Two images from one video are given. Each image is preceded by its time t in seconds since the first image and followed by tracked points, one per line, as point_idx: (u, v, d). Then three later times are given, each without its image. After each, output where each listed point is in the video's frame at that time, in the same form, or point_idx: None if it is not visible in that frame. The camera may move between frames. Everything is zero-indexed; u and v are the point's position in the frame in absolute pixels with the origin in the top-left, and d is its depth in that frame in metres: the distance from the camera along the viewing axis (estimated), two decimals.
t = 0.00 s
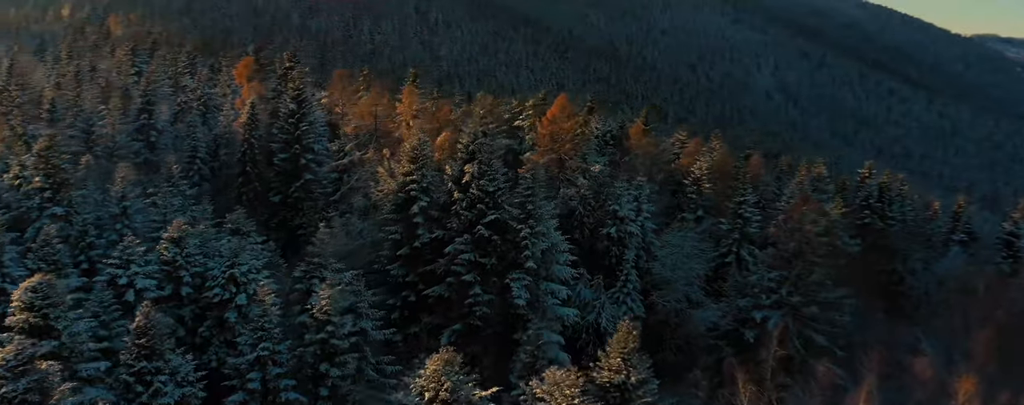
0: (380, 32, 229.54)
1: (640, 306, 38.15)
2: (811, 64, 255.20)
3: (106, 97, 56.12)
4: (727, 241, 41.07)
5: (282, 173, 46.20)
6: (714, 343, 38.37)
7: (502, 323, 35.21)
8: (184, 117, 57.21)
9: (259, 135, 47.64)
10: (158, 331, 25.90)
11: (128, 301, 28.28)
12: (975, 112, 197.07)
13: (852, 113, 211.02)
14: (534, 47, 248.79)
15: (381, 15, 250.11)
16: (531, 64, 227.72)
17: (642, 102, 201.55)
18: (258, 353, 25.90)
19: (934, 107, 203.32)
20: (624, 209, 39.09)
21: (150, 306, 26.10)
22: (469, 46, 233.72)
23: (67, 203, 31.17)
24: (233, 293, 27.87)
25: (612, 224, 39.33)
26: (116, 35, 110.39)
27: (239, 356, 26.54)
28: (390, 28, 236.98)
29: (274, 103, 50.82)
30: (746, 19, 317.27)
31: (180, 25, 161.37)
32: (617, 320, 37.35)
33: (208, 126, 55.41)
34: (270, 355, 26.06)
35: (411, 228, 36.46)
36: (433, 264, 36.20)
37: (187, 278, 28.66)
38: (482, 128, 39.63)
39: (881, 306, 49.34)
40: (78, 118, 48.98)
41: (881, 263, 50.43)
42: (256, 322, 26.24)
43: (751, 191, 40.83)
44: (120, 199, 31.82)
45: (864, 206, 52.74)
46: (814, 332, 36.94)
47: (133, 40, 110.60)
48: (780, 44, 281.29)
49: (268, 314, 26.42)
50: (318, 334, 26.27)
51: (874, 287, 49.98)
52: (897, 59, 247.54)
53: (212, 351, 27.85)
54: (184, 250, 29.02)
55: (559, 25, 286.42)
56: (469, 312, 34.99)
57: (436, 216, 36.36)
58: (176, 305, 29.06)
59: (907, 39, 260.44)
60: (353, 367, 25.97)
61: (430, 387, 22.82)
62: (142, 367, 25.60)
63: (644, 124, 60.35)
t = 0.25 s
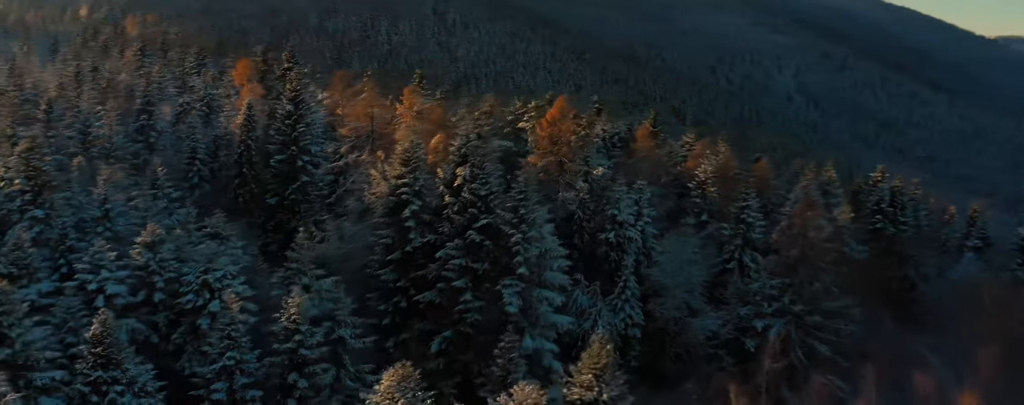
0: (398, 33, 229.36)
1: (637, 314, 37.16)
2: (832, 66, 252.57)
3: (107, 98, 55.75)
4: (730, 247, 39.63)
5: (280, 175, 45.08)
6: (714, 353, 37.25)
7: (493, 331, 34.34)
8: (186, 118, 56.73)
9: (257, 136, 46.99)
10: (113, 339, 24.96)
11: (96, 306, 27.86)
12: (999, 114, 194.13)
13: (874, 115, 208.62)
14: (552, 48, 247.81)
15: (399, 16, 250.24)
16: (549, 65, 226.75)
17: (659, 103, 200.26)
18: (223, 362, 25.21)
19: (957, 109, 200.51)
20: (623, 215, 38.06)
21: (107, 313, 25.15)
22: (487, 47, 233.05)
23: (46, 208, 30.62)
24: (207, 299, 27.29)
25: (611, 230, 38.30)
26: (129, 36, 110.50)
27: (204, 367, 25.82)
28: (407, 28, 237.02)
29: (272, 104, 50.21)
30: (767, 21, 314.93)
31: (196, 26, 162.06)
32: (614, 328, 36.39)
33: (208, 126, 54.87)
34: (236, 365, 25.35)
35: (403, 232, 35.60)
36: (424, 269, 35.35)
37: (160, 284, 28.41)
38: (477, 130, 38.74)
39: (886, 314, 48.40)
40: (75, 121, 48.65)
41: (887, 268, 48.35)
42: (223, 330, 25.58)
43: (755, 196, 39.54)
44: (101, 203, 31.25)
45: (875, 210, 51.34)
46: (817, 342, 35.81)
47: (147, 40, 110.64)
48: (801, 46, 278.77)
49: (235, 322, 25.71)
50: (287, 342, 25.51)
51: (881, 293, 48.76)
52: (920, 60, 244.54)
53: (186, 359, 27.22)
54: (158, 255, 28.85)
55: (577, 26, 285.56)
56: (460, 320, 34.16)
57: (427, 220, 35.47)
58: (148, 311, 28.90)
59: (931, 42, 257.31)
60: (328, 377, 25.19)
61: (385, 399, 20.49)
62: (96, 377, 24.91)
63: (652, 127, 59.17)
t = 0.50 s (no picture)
0: (416, 34, 229.08)
1: (637, 321, 36.25)
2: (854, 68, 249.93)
3: (109, 99, 55.44)
4: (732, 253, 38.50)
5: (276, 177, 44.35)
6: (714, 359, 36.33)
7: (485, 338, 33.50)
8: (188, 119, 56.33)
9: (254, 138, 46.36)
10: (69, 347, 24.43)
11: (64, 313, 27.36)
12: None
13: (896, 118, 206.07)
14: (570, 49, 246.71)
15: (418, 16, 250.16)
16: (567, 66, 225.71)
17: (677, 104, 198.79)
18: (189, 372, 24.48)
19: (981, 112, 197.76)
20: (621, 219, 37.09)
21: (57, 321, 24.43)
22: (505, 49, 232.40)
23: (25, 209, 30.08)
24: (180, 306, 27.52)
25: (609, 235, 37.34)
26: (144, 37, 110.64)
27: (168, 376, 25.14)
28: (426, 28, 236.90)
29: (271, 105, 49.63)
30: (789, 22, 312.32)
31: (213, 26, 162.65)
32: (610, 335, 35.47)
33: (209, 127, 54.42)
34: (202, 375, 24.61)
35: (394, 236, 34.78)
36: (415, 274, 34.59)
37: (132, 289, 28.30)
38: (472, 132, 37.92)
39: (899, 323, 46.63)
40: (73, 122, 48.32)
41: (897, 278, 47.44)
42: (186, 338, 24.92)
43: (758, 201, 38.43)
44: (82, 206, 30.75)
45: (887, 215, 50.02)
46: (820, 351, 34.66)
47: (161, 41, 110.74)
48: (822, 48, 276.15)
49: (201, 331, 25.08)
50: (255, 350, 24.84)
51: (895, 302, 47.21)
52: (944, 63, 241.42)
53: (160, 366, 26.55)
54: (130, 259, 28.68)
55: (597, 27, 284.35)
56: (451, 327, 33.35)
57: (419, 224, 34.64)
58: (121, 317, 28.67)
59: (955, 43, 254.05)
60: (301, 387, 24.56)
61: None
62: (49, 385, 24.13)
63: (660, 128, 58.03)
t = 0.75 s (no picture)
0: (434, 34, 228.73)
1: (633, 329, 35.23)
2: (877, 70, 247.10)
3: (110, 100, 55.10)
4: (734, 259, 37.42)
5: (272, 178, 43.76)
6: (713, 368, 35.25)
7: (475, 346, 32.70)
8: (190, 119, 55.87)
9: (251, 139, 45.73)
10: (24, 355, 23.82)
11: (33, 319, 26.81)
12: None
13: (919, 121, 203.42)
14: (589, 50, 245.52)
15: (436, 17, 249.91)
16: (585, 67, 224.57)
17: (696, 106, 197.25)
18: (150, 381, 23.91)
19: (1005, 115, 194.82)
20: (619, 224, 36.12)
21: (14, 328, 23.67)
22: (524, 51, 231.67)
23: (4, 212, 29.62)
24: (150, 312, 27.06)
25: (607, 240, 36.36)
26: (159, 37, 110.76)
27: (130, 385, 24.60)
28: (444, 29, 236.57)
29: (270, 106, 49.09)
30: (811, 23, 309.41)
31: (231, 26, 163.03)
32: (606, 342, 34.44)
33: (210, 128, 53.89)
34: (165, 384, 24.06)
35: (384, 240, 33.96)
36: (405, 280, 33.76)
37: (103, 294, 27.84)
38: (466, 134, 37.04)
39: (909, 332, 45.41)
40: (71, 123, 47.98)
41: (907, 286, 46.40)
42: (148, 348, 24.63)
43: (761, 206, 37.37)
44: (65, 210, 30.71)
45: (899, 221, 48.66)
46: (822, 361, 33.57)
47: (175, 41, 110.85)
48: (845, 49, 273.31)
49: (164, 338, 24.81)
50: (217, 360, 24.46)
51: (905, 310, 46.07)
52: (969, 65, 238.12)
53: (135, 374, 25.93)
54: (103, 264, 28.24)
55: (616, 28, 282.99)
56: (441, 334, 32.56)
57: (409, 228, 33.82)
58: (92, 323, 28.22)
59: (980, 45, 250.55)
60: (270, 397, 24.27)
61: None
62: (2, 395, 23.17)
63: (670, 131, 57.00)
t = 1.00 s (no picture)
0: (451, 34, 228.26)
1: (629, 336, 34.21)
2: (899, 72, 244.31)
3: (111, 100, 54.76)
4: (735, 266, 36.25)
5: (270, 180, 43.27)
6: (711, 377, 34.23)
7: (466, 354, 31.70)
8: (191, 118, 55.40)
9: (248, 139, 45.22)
10: None
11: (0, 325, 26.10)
12: None
13: (941, 123, 200.81)
14: (607, 50, 244.27)
15: (454, 18, 249.59)
16: (603, 68, 223.34)
17: (714, 107, 195.66)
18: (109, 391, 23.42)
19: None
20: (616, 229, 35.29)
21: None
22: (542, 52, 230.80)
23: None
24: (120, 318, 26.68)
25: (603, 246, 35.51)
26: (172, 37, 110.79)
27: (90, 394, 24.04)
28: (462, 30, 236.04)
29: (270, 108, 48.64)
30: (833, 24, 306.52)
31: (247, 27, 163.51)
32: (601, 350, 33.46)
33: (210, 129, 53.42)
34: (125, 392, 23.55)
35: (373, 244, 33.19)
36: (394, 285, 32.95)
37: (73, 299, 27.33)
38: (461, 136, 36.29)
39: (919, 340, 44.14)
40: (69, 123, 47.66)
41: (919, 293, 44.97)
42: (110, 355, 23.93)
43: (764, 211, 36.04)
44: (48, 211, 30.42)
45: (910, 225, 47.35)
46: (823, 372, 32.48)
47: (188, 41, 110.89)
48: (866, 50, 270.51)
49: (124, 346, 23.99)
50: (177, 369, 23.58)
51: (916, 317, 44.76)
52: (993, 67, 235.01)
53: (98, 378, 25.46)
54: (73, 268, 27.78)
55: (635, 29, 281.40)
56: (430, 341, 31.78)
57: (399, 232, 33.04)
58: (63, 328, 27.64)
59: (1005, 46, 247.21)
60: None
61: None
62: None
63: (680, 130, 55.86)
